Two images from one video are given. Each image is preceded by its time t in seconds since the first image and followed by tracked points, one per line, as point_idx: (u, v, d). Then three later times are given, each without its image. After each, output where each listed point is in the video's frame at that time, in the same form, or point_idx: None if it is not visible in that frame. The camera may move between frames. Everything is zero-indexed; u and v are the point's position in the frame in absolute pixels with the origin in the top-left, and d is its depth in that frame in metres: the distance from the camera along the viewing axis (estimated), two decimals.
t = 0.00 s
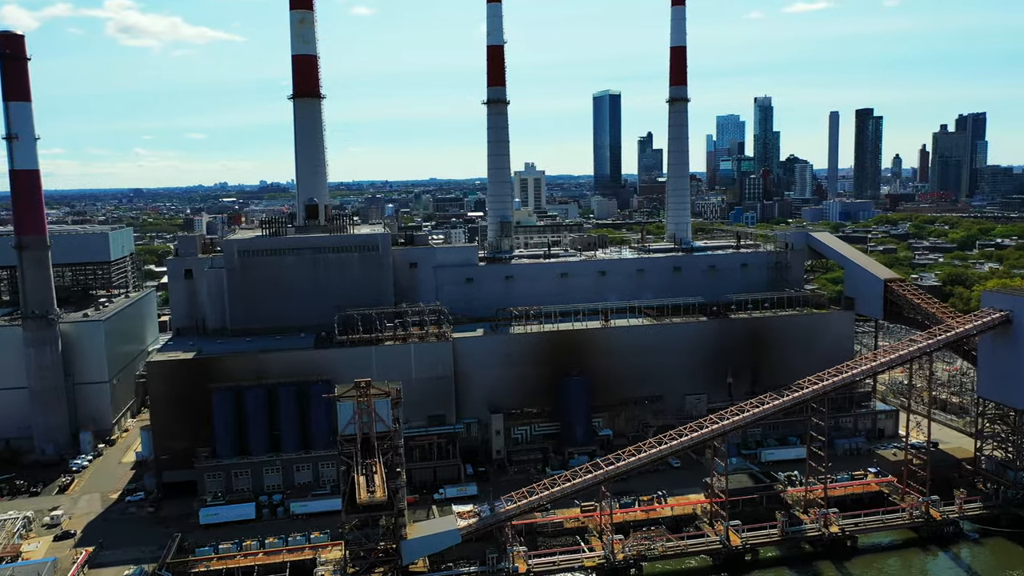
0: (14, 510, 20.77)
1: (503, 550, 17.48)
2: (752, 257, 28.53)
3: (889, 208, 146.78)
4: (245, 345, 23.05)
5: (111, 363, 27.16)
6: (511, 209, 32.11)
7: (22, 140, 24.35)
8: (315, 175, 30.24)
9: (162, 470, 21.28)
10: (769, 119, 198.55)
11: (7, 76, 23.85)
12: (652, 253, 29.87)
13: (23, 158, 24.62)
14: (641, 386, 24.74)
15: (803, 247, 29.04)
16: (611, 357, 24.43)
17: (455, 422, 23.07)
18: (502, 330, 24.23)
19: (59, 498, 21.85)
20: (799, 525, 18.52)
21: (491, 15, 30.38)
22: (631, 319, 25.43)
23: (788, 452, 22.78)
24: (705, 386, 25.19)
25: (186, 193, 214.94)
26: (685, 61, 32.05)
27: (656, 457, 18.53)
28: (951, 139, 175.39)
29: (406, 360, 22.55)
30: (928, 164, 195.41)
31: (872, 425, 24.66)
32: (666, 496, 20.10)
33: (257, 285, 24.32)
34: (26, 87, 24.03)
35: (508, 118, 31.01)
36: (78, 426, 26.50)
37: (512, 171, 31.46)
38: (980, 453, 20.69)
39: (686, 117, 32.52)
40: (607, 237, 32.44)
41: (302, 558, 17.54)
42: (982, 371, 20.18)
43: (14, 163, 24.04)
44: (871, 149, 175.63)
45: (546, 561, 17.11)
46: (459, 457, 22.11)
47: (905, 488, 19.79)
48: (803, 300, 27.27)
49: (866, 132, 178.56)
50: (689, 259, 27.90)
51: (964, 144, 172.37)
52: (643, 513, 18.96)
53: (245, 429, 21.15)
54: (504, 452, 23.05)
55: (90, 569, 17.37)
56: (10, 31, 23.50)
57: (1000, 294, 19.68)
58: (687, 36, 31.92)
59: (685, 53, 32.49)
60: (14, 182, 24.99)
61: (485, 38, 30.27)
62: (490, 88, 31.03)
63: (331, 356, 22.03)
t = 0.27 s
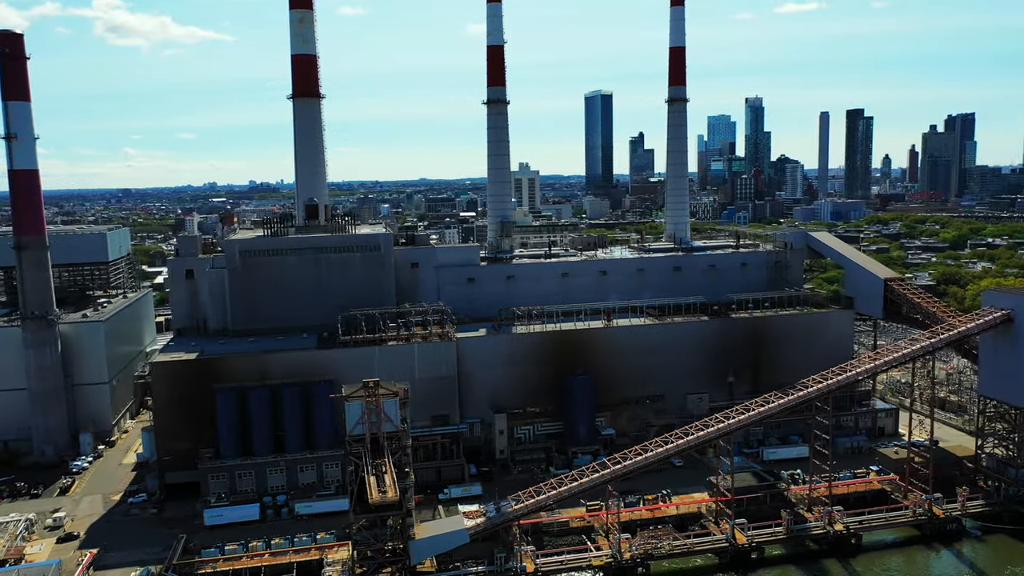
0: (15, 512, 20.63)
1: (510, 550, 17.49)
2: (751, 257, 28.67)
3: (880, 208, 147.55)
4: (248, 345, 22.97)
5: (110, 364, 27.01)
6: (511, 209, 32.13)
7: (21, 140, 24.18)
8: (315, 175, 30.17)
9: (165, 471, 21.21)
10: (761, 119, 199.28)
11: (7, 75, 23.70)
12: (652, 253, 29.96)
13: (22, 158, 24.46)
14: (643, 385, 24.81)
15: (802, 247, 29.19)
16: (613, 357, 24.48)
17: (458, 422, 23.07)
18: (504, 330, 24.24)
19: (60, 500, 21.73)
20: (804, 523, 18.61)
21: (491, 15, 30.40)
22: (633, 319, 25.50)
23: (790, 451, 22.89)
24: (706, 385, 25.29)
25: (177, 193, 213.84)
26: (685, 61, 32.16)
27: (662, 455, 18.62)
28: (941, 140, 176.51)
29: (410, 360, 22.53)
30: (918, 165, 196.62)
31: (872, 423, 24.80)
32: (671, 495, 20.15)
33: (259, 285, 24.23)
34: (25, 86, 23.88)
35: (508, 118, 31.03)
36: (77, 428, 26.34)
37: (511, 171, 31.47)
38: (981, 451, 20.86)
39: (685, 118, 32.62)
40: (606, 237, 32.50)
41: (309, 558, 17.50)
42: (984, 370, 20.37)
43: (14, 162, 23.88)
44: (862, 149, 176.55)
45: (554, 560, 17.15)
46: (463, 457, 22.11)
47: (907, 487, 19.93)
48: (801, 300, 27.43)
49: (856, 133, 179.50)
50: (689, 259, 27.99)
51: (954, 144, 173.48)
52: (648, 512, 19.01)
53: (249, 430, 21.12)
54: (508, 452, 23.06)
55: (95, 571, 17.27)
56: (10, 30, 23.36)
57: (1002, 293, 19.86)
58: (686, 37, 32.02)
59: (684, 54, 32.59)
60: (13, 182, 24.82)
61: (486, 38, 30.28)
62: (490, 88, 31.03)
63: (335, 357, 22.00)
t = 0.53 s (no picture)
0: (17, 514, 20.50)
1: (518, 549, 17.50)
2: (751, 257, 28.80)
3: (871, 208, 148.28)
4: (250, 346, 22.89)
5: (110, 364, 26.85)
6: (511, 209, 32.15)
7: (20, 139, 24.02)
8: (315, 174, 30.10)
9: (168, 472, 21.13)
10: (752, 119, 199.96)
11: (6, 74, 23.57)
12: (652, 253, 30.04)
13: (21, 158, 24.32)
14: (645, 384, 24.87)
15: (801, 246, 29.33)
16: (616, 356, 24.53)
17: (462, 422, 23.07)
18: (507, 330, 24.25)
19: (62, 502, 21.60)
20: (809, 521, 18.70)
21: (491, 14, 30.42)
22: (635, 318, 25.57)
23: (791, 449, 22.99)
24: (708, 384, 25.37)
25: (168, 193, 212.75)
26: (684, 62, 32.28)
27: (668, 454, 18.68)
28: (931, 140, 177.57)
29: (413, 360, 22.51)
30: (909, 165, 197.72)
31: (873, 421, 24.92)
32: (675, 493, 20.21)
33: (261, 285, 24.16)
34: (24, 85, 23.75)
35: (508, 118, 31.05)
36: (77, 429, 26.18)
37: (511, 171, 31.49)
38: (982, 448, 21.02)
39: (684, 117, 32.72)
40: (606, 237, 32.55)
41: (316, 559, 17.46)
42: (984, 368, 20.54)
43: (13, 162, 23.73)
44: (853, 149, 177.44)
45: (561, 559, 17.17)
46: (466, 457, 22.11)
47: (910, 484, 20.07)
48: (801, 299, 27.58)
49: (847, 133, 180.41)
50: (690, 258, 28.09)
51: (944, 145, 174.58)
52: (654, 511, 19.06)
53: (252, 431, 21.06)
54: (511, 452, 23.08)
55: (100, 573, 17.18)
56: (9, 29, 23.23)
57: (1003, 292, 20.02)
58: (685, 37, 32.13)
59: (683, 54, 32.69)
60: (12, 182, 24.67)
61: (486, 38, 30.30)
62: (490, 88, 31.04)
63: (338, 356, 21.97)
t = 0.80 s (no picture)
0: (19, 517, 20.34)
1: (525, 550, 17.51)
2: (751, 256, 28.92)
3: (862, 208, 149.02)
4: (253, 347, 22.82)
5: (109, 366, 26.67)
6: (511, 209, 32.16)
7: (19, 140, 23.88)
8: (315, 175, 30.04)
9: (172, 474, 21.04)
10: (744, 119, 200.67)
11: (5, 74, 23.43)
12: (652, 252, 30.12)
13: (20, 159, 24.18)
14: (647, 383, 24.93)
15: (801, 246, 29.47)
16: (618, 356, 24.58)
17: (465, 422, 23.07)
18: (510, 330, 24.26)
19: (63, 504, 21.45)
20: (814, 519, 18.76)
21: (491, 15, 30.44)
22: (637, 318, 25.65)
23: (793, 448, 23.08)
24: (710, 383, 25.46)
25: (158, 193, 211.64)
26: (682, 62, 32.40)
27: (674, 454, 18.73)
28: (921, 140, 178.63)
29: (417, 360, 22.50)
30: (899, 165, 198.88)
31: (873, 420, 25.03)
32: (680, 492, 20.25)
33: (263, 286, 24.10)
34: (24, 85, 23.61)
35: (508, 118, 31.08)
36: (76, 431, 26.00)
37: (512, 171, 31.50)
38: (984, 446, 21.16)
39: (683, 117, 32.82)
40: (606, 237, 32.59)
41: (323, 560, 17.39)
42: (985, 367, 20.71)
43: (12, 162, 23.58)
44: (844, 149, 178.38)
45: (569, 559, 17.19)
46: (471, 457, 22.10)
47: (913, 482, 20.18)
48: (801, 298, 27.72)
49: (838, 133, 181.30)
50: (691, 258, 28.18)
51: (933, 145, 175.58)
52: (659, 510, 19.09)
53: (256, 432, 20.99)
54: (515, 452, 23.09)
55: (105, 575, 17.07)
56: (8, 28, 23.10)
57: (1005, 291, 20.19)
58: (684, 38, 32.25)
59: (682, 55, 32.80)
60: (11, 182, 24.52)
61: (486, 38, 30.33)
62: (490, 88, 31.05)
63: (342, 357, 21.93)
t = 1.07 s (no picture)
0: (20, 519, 20.19)
1: (532, 549, 17.52)
2: (751, 256, 29.04)
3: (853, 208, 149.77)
4: (255, 347, 22.75)
5: (108, 366, 26.50)
6: (511, 209, 32.17)
7: (18, 140, 23.73)
8: (314, 175, 29.97)
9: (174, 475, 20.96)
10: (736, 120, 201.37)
11: (4, 73, 23.30)
12: (651, 252, 30.20)
13: (19, 158, 24.04)
14: (649, 383, 24.99)
15: (800, 246, 29.63)
16: (620, 355, 24.64)
17: (468, 422, 23.08)
18: (512, 330, 24.28)
19: (65, 506, 21.31)
20: (819, 517, 18.83)
21: (491, 15, 30.46)
22: (638, 318, 25.72)
23: (795, 447, 23.17)
24: (711, 382, 25.55)
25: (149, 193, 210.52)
26: (681, 62, 32.52)
27: (679, 453, 18.78)
28: (912, 141, 179.69)
29: (420, 360, 22.48)
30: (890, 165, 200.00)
31: (873, 418, 25.15)
32: (684, 491, 20.31)
33: (265, 286, 24.03)
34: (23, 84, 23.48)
35: (507, 118, 31.10)
36: (76, 433, 25.84)
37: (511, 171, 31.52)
38: (984, 444, 21.30)
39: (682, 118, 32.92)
40: (605, 237, 32.65)
41: (329, 561, 17.34)
42: (987, 365, 20.88)
43: (12, 162, 23.44)
44: (835, 150, 179.29)
45: (576, 558, 17.21)
46: (474, 457, 22.10)
47: (915, 480, 20.31)
48: (800, 298, 27.85)
49: (829, 134, 182.16)
50: (691, 258, 28.27)
51: (923, 145, 176.56)
52: (665, 509, 19.14)
53: (259, 433, 20.93)
54: (518, 451, 23.12)
55: None
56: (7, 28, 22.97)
57: (1006, 290, 20.36)
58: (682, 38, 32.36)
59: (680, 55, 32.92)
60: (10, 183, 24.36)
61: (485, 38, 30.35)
62: (490, 88, 31.06)
63: (346, 357, 21.90)
